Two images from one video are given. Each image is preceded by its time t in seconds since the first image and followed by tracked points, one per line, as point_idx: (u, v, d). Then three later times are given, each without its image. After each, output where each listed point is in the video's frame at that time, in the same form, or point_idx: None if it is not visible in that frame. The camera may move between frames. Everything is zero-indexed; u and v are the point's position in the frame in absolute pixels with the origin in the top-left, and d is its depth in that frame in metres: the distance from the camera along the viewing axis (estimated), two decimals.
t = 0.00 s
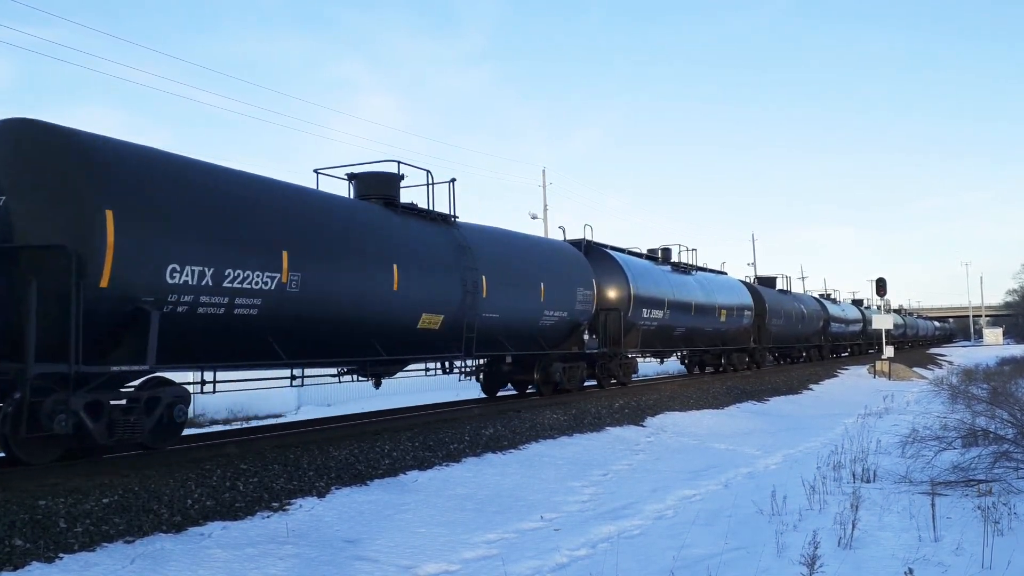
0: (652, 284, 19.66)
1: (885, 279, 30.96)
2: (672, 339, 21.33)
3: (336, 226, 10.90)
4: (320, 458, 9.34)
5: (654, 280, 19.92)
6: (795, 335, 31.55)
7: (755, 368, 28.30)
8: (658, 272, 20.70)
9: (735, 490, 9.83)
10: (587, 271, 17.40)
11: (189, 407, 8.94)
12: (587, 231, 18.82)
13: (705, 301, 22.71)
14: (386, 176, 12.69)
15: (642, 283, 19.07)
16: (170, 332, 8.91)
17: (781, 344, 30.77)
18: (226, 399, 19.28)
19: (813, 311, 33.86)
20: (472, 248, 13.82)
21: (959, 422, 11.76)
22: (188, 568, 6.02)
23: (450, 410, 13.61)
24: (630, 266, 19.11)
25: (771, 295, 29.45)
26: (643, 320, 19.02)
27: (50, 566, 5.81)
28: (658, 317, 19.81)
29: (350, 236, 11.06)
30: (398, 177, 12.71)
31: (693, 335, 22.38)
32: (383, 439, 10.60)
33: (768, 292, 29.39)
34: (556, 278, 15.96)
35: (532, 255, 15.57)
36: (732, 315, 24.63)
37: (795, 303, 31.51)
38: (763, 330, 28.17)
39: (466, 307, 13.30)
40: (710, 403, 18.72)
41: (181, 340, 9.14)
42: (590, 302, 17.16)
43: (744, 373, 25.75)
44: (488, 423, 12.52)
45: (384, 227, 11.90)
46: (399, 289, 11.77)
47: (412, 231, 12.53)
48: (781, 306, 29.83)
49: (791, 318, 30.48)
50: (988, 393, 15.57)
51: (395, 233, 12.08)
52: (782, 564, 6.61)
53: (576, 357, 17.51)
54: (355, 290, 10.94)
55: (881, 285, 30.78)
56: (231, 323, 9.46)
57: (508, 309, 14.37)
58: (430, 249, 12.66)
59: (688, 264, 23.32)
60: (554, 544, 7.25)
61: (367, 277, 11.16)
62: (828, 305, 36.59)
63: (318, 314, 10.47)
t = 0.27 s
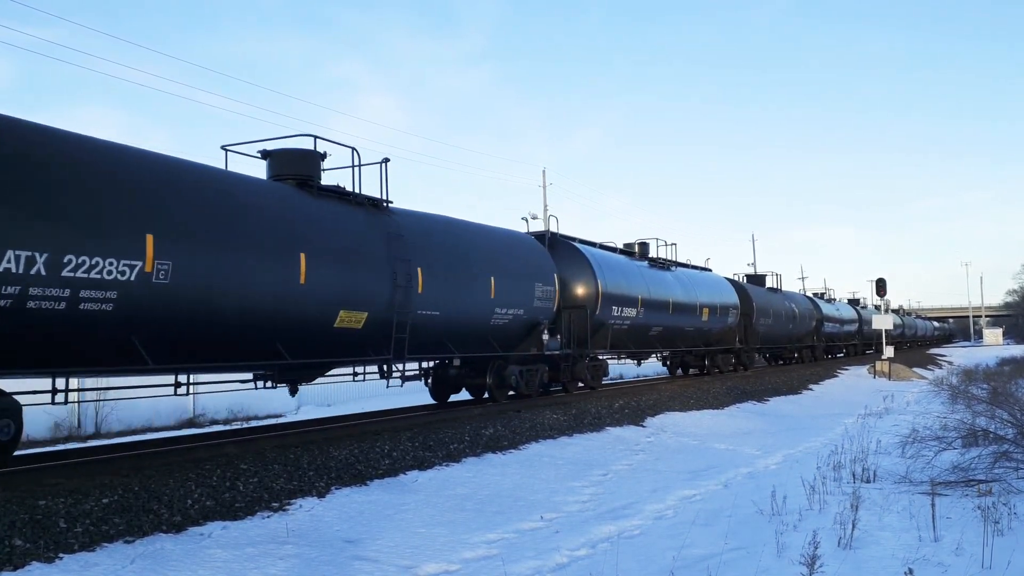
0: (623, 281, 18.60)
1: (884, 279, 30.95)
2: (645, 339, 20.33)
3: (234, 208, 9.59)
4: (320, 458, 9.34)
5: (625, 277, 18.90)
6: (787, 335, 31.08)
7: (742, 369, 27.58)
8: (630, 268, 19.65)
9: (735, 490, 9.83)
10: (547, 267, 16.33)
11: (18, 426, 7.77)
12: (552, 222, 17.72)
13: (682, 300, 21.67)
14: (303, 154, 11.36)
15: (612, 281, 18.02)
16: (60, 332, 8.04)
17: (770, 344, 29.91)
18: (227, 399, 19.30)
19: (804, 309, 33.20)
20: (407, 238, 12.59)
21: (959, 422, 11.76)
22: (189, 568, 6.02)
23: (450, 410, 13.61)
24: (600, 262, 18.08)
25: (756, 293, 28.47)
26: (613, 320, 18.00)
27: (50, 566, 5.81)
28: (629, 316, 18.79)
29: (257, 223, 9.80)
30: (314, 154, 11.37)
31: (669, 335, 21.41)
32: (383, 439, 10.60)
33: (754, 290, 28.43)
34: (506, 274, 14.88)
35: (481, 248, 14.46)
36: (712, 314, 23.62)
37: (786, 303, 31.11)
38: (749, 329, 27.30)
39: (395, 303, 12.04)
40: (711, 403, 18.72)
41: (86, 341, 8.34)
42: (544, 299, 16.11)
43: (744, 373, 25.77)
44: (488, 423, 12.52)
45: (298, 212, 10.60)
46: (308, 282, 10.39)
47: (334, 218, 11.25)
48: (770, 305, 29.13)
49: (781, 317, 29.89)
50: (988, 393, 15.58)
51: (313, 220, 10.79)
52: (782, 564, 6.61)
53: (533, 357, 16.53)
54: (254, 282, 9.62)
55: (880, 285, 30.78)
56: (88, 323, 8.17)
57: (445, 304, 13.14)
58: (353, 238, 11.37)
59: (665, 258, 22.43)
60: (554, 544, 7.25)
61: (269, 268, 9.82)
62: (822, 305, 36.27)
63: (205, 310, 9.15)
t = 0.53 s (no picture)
0: (591, 276, 17.32)
1: (885, 279, 30.93)
2: (617, 339, 19.08)
3: (105, 179, 8.20)
4: (320, 458, 9.34)
5: (593, 272, 17.63)
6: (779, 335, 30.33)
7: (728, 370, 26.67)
8: (599, 262, 18.33)
9: (735, 490, 9.83)
10: (500, 260, 14.95)
11: None
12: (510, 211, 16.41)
13: (658, 298, 20.42)
14: (187, 122, 9.81)
15: (578, 276, 16.73)
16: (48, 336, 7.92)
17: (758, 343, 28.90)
18: (227, 399, 19.30)
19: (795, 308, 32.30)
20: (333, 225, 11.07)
21: (959, 422, 11.75)
22: (189, 568, 6.02)
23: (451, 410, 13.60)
24: (567, 256, 16.83)
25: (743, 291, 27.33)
26: (580, 318, 16.75)
27: (50, 566, 5.82)
28: (597, 314, 17.48)
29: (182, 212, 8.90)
30: (203, 123, 9.85)
31: (645, 335, 20.27)
32: (382, 439, 10.59)
33: (740, 288, 27.30)
34: (455, 269, 13.43)
35: (426, 242, 12.98)
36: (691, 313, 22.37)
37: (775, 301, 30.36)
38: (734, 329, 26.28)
39: (307, 296, 10.41)
40: (710, 403, 18.71)
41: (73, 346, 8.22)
42: (498, 300, 14.64)
43: (745, 373, 25.76)
44: (488, 423, 12.51)
45: (190, 192, 9.13)
46: (248, 273, 9.58)
47: (239, 199, 9.78)
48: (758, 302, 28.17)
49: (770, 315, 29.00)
50: (988, 393, 15.57)
51: (209, 201, 9.30)
52: (782, 564, 6.61)
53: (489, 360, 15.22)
54: (121, 264, 8.12)
55: (881, 285, 30.77)
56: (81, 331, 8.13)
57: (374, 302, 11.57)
58: (261, 224, 9.89)
59: (641, 253, 21.27)
60: (554, 544, 7.25)
61: (142, 249, 8.32)
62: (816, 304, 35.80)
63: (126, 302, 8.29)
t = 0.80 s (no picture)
0: (551, 271, 16.19)
1: (885, 279, 30.95)
2: (583, 339, 17.95)
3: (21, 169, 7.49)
4: (320, 458, 9.34)
5: (554, 268, 16.44)
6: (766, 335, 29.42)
7: (713, 372, 25.63)
8: (562, 256, 17.11)
9: (735, 490, 9.83)
10: (443, 252, 13.57)
11: None
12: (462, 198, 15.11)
13: (629, 295, 19.22)
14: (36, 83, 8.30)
15: (535, 271, 15.54)
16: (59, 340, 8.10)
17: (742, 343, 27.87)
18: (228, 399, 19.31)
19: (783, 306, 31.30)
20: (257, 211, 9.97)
21: (959, 422, 11.75)
22: (189, 568, 6.01)
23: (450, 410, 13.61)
24: (525, 250, 15.64)
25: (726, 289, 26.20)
26: (536, 316, 15.57)
27: (50, 566, 5.81)
28: (559, 313, 16.41)
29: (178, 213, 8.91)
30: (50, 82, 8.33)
31: (617, 335, 19.18)
32: (382, 439, 10.59)
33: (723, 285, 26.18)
34: (397, 260, 12.27)
35: (388, 233, 12.27)
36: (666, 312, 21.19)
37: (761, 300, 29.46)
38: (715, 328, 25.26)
39: (181, 290, 8.87)
40: (710, 403, 18.72)
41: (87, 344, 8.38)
42: (435, 295, 13.20)
43: (745, 373, 25.76)
44: (488, 423, 12.52)
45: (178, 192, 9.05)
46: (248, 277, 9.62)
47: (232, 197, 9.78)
48: (742, 300, 27.14)
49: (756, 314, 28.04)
50: (988, 393, 15.59)
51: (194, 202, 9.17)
52: (782, 564, 6.61)
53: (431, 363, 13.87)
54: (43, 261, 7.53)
55: (881, 285, 30.79)
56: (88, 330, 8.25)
57: (272, 298, 10.00)
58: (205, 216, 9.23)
59: (615, 247, 20.12)
60: (554, 544, 7.25)
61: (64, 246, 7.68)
62: (809, 303, 35.23)
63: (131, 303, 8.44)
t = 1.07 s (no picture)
0: (505, 263, 14.76)
1: (885, 279, 30.91)
2: (541, 338, 16.53)
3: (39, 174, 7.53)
4: (320, 458, 9.34)
5: (509, 261, 15.02)
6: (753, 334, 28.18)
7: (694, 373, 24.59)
8: (517, 248, 15.61)
9: (735, 490, 9.83)
10: (368, 240, 11.74)
11: None
12: (405, 179, 13.55)
13: (596, 292, 17.78)
14: None
15: (482, 264, 14.09)
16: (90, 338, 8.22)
17: (726, 343, 26.47)
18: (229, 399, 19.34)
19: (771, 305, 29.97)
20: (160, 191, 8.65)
21: (959, 422, 11.74)
22: (188, 568, 6.01)
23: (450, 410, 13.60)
24: (473, 240, 14.17)
25: (707, 286, 24.74)
26: (483, 313, 14.12)
27: (50, 566, 5.81)
28: (512, 309, 14.99)
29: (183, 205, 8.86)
30: None
31: (582, 334, 17.86)
32: (382, 439, 10.59)
33: (704, 281, 24.73)
34: (317, 249, 10.59)
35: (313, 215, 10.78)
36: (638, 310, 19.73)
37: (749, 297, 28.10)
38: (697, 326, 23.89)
39: (120, 281, 8.14)
40: (710, 403, 18.70)
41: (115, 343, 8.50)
42: (355, 289, 11.39)
43: (744, 373, 25.74)
44: (488, 423, 12.51)
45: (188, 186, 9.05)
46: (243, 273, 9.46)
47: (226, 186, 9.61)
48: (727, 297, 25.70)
49: (742, 312, 26.67)
50: (988, 393, 15.57)
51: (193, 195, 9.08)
52: (782, 564, 6.61)
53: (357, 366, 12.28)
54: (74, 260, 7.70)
55: (881, 285, 30.76)
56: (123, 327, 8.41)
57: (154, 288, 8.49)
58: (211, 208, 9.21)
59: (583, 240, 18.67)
60: (554, 545, 7.24)
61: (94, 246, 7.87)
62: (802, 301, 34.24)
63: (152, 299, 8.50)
